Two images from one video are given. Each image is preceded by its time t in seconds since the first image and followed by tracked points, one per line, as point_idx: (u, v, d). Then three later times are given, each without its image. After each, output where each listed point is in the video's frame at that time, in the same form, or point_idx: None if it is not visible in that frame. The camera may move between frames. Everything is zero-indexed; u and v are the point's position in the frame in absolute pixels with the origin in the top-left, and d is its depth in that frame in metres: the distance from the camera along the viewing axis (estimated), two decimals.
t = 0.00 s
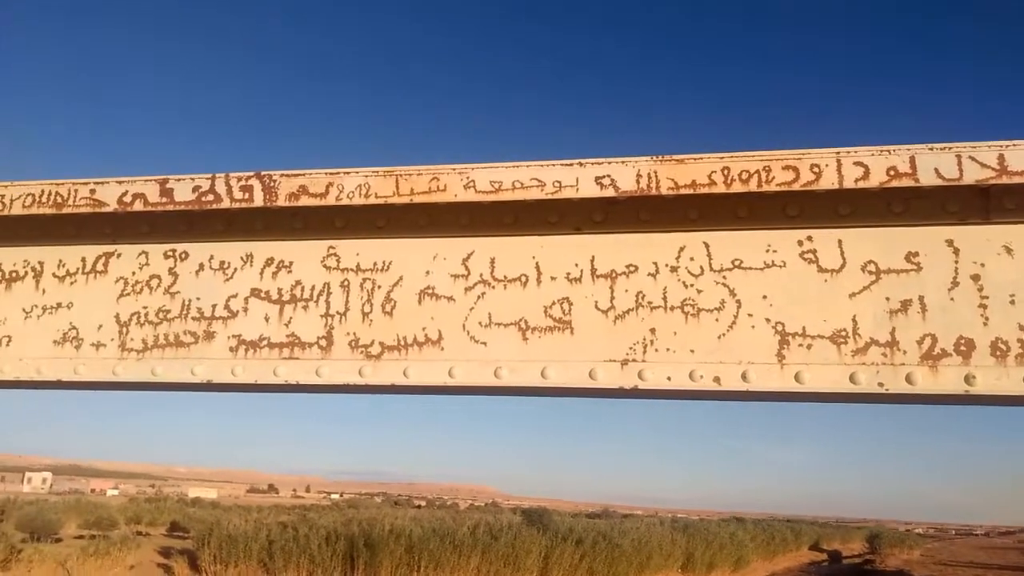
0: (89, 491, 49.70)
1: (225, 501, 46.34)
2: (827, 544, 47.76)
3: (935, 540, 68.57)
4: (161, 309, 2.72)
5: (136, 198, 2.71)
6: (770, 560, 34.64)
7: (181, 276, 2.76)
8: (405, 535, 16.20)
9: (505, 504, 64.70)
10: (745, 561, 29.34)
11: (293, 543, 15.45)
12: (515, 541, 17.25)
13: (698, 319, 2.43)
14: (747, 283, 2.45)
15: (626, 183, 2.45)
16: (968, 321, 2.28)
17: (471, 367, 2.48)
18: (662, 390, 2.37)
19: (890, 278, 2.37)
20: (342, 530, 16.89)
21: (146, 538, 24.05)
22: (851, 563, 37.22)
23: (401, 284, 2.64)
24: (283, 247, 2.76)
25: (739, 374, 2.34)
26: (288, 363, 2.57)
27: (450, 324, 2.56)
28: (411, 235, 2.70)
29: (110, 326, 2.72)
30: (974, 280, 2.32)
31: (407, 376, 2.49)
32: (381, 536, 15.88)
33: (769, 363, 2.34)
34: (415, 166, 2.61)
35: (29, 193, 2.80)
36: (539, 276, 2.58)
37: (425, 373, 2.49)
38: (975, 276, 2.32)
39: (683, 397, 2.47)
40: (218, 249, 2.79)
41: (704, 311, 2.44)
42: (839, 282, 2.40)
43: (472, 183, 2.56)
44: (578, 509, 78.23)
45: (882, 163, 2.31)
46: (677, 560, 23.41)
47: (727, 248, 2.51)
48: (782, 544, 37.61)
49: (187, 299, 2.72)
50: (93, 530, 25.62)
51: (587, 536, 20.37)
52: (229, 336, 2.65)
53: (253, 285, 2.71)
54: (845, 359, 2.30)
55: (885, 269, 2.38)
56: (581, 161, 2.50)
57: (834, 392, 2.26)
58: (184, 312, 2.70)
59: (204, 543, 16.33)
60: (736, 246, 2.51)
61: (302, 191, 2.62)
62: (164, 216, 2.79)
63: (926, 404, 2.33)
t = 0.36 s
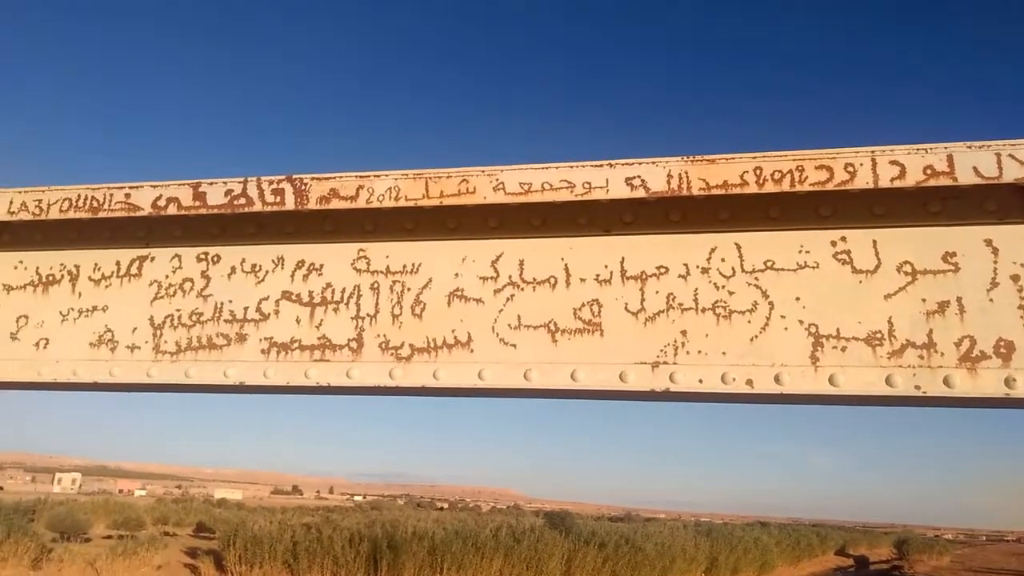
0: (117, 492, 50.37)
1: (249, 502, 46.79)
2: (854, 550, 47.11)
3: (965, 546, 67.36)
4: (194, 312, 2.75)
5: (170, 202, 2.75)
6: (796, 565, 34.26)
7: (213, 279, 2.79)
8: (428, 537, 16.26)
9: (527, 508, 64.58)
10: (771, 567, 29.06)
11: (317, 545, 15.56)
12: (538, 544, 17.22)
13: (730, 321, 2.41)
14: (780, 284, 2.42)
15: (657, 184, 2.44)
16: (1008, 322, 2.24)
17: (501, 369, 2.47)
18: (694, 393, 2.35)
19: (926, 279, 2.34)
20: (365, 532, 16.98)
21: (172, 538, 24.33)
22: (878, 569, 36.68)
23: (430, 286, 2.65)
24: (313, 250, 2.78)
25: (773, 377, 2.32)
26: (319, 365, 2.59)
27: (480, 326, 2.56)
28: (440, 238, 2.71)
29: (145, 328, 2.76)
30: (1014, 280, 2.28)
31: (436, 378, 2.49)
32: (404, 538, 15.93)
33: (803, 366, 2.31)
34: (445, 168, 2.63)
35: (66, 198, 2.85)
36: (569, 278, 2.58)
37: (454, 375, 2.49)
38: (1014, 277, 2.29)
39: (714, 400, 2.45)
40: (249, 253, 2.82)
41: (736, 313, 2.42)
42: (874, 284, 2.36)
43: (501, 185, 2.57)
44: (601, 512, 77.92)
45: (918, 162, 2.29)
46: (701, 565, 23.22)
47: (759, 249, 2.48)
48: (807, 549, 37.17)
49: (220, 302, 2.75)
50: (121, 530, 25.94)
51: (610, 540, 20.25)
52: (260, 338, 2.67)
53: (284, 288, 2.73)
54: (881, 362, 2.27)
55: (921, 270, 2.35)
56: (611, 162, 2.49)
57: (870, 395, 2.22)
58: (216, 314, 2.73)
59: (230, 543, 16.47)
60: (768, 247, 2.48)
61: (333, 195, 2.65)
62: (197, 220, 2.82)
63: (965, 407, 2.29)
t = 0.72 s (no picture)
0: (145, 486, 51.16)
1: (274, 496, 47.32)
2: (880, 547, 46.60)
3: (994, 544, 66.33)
4: (225, 307, 2.78)
5: (201, 199, 2.78)
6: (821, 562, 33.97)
7: (243, 275, 2.82)
8: (451, 532, 16.33)
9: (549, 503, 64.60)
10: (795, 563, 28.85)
11: (341, 539, 15.69)
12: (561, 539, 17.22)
13: (761, 314, 2.38)
14: (812, 277, 2.39)
15: (687, 176, 2.42)
16: None
17: (529, 363, 2.47)
18: (724, 387, 2.33)
19: (963, 271, 2.30)
20: (389, 526, 17.10)
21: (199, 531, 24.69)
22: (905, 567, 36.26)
23: (458, 280, 2.65)
24: (341, 245, 2.80)
25: (805, 371, 2.29)
26: (348, 360, 2.60)
27: (508, 320, 2.56)
28: (467, 233, 2.71)
29: (176, 324, 2.79)
30: None
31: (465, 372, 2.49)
32: (427, 532, 16.02)
33: (836, 359, 2.28)
34: (473, 163, 2.64)
35: (99, 196, 2.89)
36: (597, 271, 2.56)
37: (483, 369, 2.49)
38: None
39: (745, 394, 2.42)
40: (278, 248, 2.84)
41: (767, 306, 2.39)
42: (908, 276, 2.33)
43: (530, 178, 2.57)
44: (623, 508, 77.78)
45: (955, 151, 2.26)
46: (725, 561, 23.11)
47: (790, 242, 2.45)
48: (832, 546, 36.83)
49: (250, 297, 2.77)
50: (150, 524, 26.37)
51: (633, 535, 20.20)
52: (290, 333, 2.69)
53: (313, 283, 2.75)
54: (916, 355, 2.23)
55: (958, 262, 2.31)
56: (640, 154, 2.49)
57: (906, 389, 2.19)
58: (246, 309, 2.75)
59: (256, 537, 16.66)
60: (800, 239, 2.45)
61: (361, 190, 2.66)
62: (227, 216, 2.85)
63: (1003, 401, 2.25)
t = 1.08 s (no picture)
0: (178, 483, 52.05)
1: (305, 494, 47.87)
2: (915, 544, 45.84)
3: None
4: (261, 306, 2.81)
5: (236, 200, 2.82)
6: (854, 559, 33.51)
7: (278, 274, 2.85)
8: (480, 529, 16.37)
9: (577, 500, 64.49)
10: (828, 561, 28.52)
11: (371, 535, 15.81)
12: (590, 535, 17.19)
13: (799, 308, 2.35)
14: (850, 270, 2.36)
15: (722, 169, 2.40)
16: None
17: (563, 360, 2.46)
18: (762, 382, 2.30)
19: (1007, 262, 2.25)
20: (418, 523, 17.19)
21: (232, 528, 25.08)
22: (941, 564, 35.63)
23: (491, 277, 2.65)
24: (374, 244, 2.82)
25: (844, 365, 2.25)
26: (382, 357, 2.62)
27: (541, 317, 2.55)
28: (499, 229, 2.71)
29: (214, 323, 2.83)
30: None
31: (499, 369, 2.49)
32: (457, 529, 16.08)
33: (876, 353, 2.24)
34: (505, 159, 2.64)
35: (137, 198, 2.94)
36: (630, 267, 2.55)
37: (517, 366, 2.48)
38: None
39: (783, 389, 2.39)
40: (312, 248, 2.87)
41: (805, 299, 2.36)
42: (951, 268, 2.28)
43: (562, 174, 2.56)
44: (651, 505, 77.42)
45: (998, 139, 2.21)
46: (756, 558, 22.89)
47: (828, 234, 2.42)
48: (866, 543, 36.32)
49: (285, 296, 2.80)
50: (184, 521, 26.85)
51: (662, 532, 20.08)
52: (325, 331, 2.71)
53: (348, 282, 2.77)
54: (960, 348, 2.18)
55: (1002, 253, 2.26)
56: (674, 148, 2.47)
57: (949, 382, 2.14)
58: (282, 308, 2.78)
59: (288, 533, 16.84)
60: (837, 231, 2.42)
61: (394, 188, 2.67)
62: (261, 217, 2.88)
63: None
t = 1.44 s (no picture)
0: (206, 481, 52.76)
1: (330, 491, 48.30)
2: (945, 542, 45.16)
3: None
4: (289, 305, 2.83)
5: (264, 200, 2.84)
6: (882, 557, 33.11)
7: (306, 273, 2.87)
8: (504, 526, 16.41)
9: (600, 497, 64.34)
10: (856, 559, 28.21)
11: (395, 532, 15.92)
12: (614, 533, 17.17)
13: (830, 303, 2.32)
14: (883, 264, 2.32)
15: (750, 163, 2.37)
16: None
17: (591, 356, 2.45)
18: (793, 378, 2.27)
19: None
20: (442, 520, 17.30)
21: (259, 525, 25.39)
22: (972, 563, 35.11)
23: (517, 275, 2.65)
24: (401, 242, 2.83)
25: (878, 360, 2.22)
26: (410, 355, 2.62)
27: (568, 313, 2.54)
28: (525, 227, 2.70)
29: (243, 322, 2.86)
30: None
31: (526, 366, 2.48)
32: (480, 526, 16.15)
33: (911, 348, 2.20)
34: (531, 156, 2.63)
35: (167, 199, 2.98)
36: (658, 263, 2.53)
37: (545, 363, 2.48)
38: None
39: (815, 385, 2.36)
40: (339, 247, 2.88)
41: (836, 294, 2.33)
42: (987, 261, 2.24)
43: (588, 170, 2.55)
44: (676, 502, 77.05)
45: None
46: (782, 556, 22.69)
47: (859, 227, 2.38)
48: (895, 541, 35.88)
49: (313, 295, 2.82)
50: (211, 517, 27.24)
51: (687, 530, 19.98)
52: (353, 329, 2.73)
53: (375, 280, 2.78)
54: (997, 343, 2.14)
55: None
56: (701, 142, 2.45)
57: (987, 378, 2.10)
58: (310, 307, 2.80)
59: (314, 530, 17.01)
60: (869, 225, 2.38)
61: (420, 186, 2.68)
62: (288, 216, 2.91)
63: None
